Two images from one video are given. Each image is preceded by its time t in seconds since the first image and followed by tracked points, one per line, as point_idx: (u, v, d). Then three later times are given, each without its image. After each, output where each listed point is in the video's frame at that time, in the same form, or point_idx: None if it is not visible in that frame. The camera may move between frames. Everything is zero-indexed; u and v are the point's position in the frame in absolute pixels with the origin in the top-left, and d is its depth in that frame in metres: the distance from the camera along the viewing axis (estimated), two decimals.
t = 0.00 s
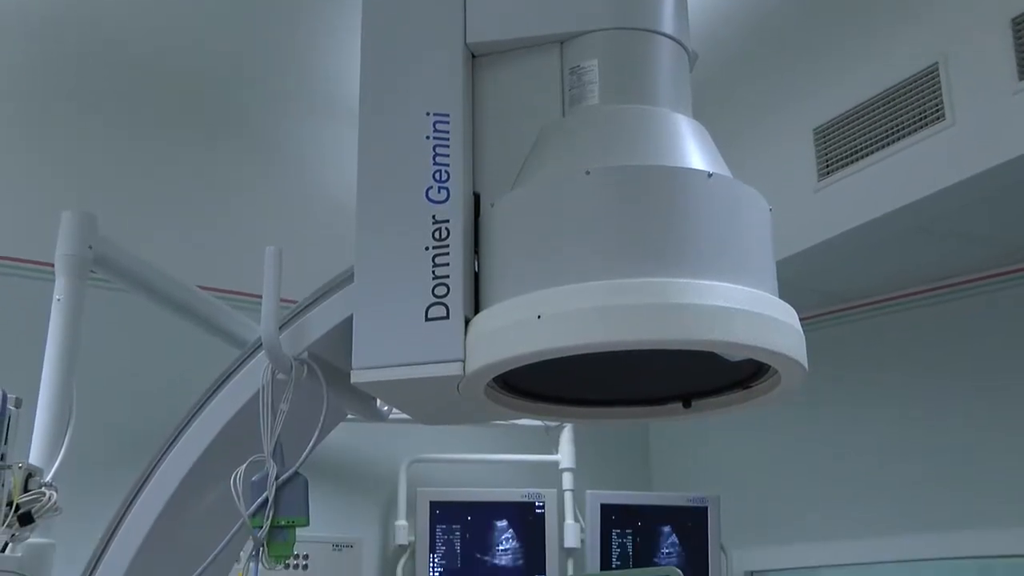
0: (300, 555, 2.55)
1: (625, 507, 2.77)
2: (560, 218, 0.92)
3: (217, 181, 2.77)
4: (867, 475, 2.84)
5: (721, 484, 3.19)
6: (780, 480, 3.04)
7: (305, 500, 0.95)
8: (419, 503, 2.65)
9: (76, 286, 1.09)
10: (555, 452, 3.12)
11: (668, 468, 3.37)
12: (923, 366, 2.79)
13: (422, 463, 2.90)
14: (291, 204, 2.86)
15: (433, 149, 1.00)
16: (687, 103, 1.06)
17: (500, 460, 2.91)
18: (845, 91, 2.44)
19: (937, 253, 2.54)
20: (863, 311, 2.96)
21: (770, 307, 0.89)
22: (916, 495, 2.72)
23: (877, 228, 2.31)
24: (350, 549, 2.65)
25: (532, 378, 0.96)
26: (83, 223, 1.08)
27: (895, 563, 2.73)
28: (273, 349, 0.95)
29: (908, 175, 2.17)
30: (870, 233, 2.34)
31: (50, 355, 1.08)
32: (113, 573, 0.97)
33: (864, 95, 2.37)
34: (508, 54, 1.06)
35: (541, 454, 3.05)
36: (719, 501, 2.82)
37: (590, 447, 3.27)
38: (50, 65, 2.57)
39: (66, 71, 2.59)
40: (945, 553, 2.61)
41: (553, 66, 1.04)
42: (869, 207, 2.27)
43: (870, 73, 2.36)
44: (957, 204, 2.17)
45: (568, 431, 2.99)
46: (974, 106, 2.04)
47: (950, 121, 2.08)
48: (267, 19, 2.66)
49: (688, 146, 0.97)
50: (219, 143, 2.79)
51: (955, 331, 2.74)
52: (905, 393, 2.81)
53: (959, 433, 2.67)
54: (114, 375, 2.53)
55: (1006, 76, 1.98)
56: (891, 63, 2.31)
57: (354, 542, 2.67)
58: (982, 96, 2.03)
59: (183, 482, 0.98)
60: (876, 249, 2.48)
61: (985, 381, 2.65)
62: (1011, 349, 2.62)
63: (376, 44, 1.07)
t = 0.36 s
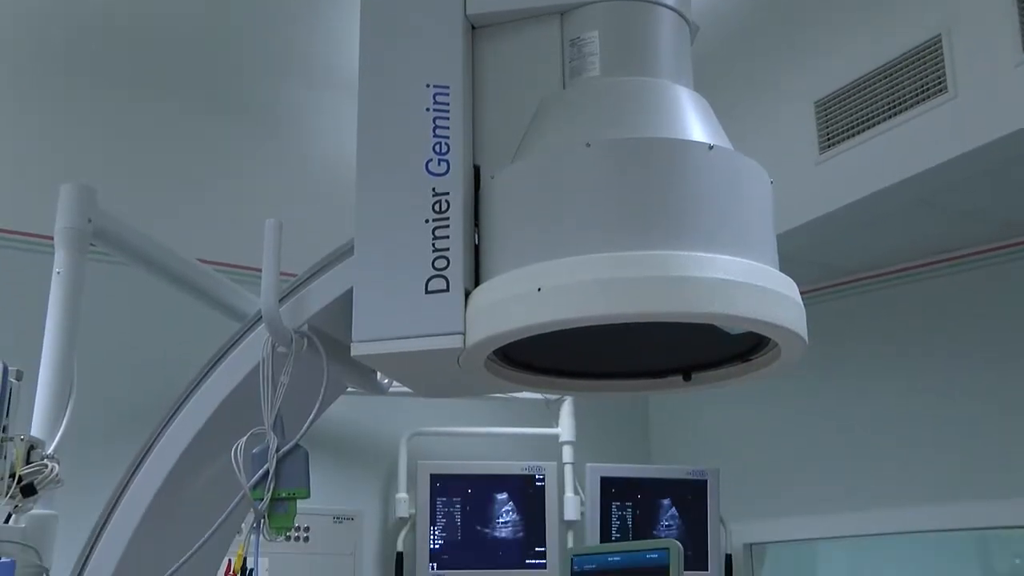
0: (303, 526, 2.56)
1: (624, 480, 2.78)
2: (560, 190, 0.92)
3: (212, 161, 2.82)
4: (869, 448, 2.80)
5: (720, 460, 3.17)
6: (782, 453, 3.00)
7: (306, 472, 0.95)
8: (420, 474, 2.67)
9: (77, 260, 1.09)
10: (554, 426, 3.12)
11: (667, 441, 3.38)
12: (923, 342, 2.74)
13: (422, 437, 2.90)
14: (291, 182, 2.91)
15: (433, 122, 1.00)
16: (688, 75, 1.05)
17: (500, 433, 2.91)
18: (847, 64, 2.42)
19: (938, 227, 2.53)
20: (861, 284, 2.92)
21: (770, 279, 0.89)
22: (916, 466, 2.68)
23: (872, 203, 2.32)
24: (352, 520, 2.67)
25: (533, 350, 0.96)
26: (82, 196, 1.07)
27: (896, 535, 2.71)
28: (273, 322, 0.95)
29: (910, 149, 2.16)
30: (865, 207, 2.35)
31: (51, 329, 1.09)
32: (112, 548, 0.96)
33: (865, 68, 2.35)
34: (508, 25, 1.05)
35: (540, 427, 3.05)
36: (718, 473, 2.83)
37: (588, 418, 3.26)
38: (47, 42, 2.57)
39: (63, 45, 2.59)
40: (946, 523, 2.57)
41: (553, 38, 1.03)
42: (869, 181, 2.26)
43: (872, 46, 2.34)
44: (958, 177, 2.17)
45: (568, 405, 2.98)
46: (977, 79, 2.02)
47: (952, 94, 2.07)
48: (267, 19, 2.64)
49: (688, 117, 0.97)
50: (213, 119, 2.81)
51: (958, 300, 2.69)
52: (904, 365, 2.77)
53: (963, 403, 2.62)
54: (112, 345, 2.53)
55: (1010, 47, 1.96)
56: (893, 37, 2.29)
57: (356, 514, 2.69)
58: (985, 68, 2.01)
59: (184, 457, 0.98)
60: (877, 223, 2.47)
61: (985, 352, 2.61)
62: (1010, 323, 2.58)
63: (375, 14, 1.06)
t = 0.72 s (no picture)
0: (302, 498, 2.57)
1: (624, 453, 2.79)
2: (559, 163, 0.91)
3: (214, 132, 2.75)
4: (873, 422, 2.77)
5: (720, 432, 3.21)
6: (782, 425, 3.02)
7: (306, 444, 0.95)
8: (420, 446, 2.67)
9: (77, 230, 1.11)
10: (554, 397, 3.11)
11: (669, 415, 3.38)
12: (926, 316, 2.70)
13: (421, 411, 2.88)
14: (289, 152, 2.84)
15: (433, 94, 1.00)
16: (689, 46, 1.05)
17: (501, 406, 2.90)
18: (850, 35, 2.40)
19: (940, 201, 2.51)
20: (863, 259, 2.90)
21: (771, 252, 0.89)
22: (922, 438, 2.64)
23: (881, 173, 2.28)
24: (352, 493, 2.67)
25: (533, 323, 0.96)
26: (81, 168, 1.10)
27: (898, 509, 2.69)
28: (273, 295, 0.95)
29: (913, 122, 2.14)
30: (874, 179, 2.33)
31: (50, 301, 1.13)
32: (113, 523, 0.96)
33: (867, 40, 2.33)
34: None
35: (541, 399, 3.04)
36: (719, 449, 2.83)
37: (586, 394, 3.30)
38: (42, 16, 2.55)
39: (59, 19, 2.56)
40: (954, 493, 2.52)
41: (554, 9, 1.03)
42: (871, 155, 2.25)
43: (875, 18, 2.31)
44: (960, 150, 2.15)
45: (568, 377, 2.96)
46: (980, 50, 2.00)
47: (955, 66, 2.05)
48: None
49: (690, 89, 0.96)
50: (212, 93, 2.79)
51: (961, 271, 2.65)
52: (907, 339, 2.74)
53: (970, 371, 2.57)
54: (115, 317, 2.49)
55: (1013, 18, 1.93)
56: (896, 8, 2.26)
57: (357, 487, 2.69)
58: (988, 40, 1.98)
59: (183, 431, 0.98)
60: (878, 196, 2.46)
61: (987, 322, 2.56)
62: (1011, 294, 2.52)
63: None
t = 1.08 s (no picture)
0: (303, 466, 2.57)
1: (624, 421, 2.79)
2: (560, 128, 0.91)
3: (213, 101, 2.74)
4: (874, 392, 2.77)
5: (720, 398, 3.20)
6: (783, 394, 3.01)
7: (307, 409, 0.95)
8: (421, 414, 2.69)
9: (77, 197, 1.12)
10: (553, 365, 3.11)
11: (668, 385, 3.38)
12: (926, 285, 2.71)
13: (422, 377, 2.88)
14: (291, 122, 2.84)
15: (433, 59, 0.99)
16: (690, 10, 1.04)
17: (501, 373, 2.90)
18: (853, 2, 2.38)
19: (942, 169, 2.51)
20: (867, 226, 2.87)
21: (773, 218, 0.89)
22: (920, 408, 2.66)
23: (884, 140, 2.27)
24: (352, 461, 2.68)
25: (533, 290, 0.96)
26: (78, 131, 1.08)
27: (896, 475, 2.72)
28: (273, 261, 0.95)
29: (916, 88, 2.13)
30: (877, 145, 2.31)
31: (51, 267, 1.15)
32: (111, 497, 0.96)
33: (871, 6, 2.31)
34: None
35: (541, 368, 3.04)
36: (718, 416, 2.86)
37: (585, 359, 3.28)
38: None
39: None
40: (951, 461, 2.55)
41: None
42: (874, 122, 2.24)
43: None
44: (964, 117, 2.14)
45: (568, 345, 2.97)
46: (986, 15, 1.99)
47: (960, 32, 2.05)
48: None
49: (691, 54, 0.96)
50: (212, 62, 2.78)
51: (962, 240, 2.65)
52: (911, 308, 2.73)
53: (974, 342, 2.58)
54: (113, 283, 2.47)
55: None
56: None
57: (357, 455, 2.69)
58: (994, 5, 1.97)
59: (178, 406, 0.98)
60: (880, 164, 2.45)
61: (987, 291, 2.57)
62: (1013, 263, 2.54)
63: None
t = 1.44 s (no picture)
0: (304, 430, 2.57)
1: (625, 384, 2.79)
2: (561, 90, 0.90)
3: (211, 66, 2.73)
4: (873, 360, 2.78)
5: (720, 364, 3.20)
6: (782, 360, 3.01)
7: (308, 374, 0.95)
8: (421, 379, 2.68)
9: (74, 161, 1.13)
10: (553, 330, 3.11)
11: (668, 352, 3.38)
12: (926, 252, 2.71)
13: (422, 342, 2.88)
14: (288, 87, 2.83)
15: (433, 22, 0.98)
16: None
17: (501, 338, 2.90)
18: None
19: (944, 133, 2.49)
20: (868, 190, 2.85)
21: (774, 181, 0.88)
22: (920, 374, 2.66)
23: (888, 103, 2.25)
24: (352, 425, 2.68)
25: (534, 255, 0.96)
26: (73, 98, 1.09)
27: (896, 441, 2.73)
28: (273, 225, 0.95)
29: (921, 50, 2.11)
30: (881, 109, 2.29)
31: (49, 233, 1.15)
32: (113, 463, 0.97)
33: None
34: None
35: (541, 333, 3.04)
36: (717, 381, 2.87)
37: (586, 322, 3.23)
38: None
39: None
40: (947, 424, 2.57)
41: None
42: (878, 85, 2.22)
43: None
44: (969, 80, 2.13)
45: (568, 310, 2.96)
46: None
47: None
48: None
49: (693, 16, 0.95)
50: (209, 27, 2.75)
51: (961, 206, 2.64)
52: (910, 274, 2.73)
53: (974, 309, 2.58)
54: (113, 248, 2.47)
55: None
56: None
57: (357, 420, 2.69)
58: None
59: (176, 373, 0.98)
60: (883, 127, 2.44)
61: (986, 257, 2.57)
62: (1014, 230, 2.53)
63: None
